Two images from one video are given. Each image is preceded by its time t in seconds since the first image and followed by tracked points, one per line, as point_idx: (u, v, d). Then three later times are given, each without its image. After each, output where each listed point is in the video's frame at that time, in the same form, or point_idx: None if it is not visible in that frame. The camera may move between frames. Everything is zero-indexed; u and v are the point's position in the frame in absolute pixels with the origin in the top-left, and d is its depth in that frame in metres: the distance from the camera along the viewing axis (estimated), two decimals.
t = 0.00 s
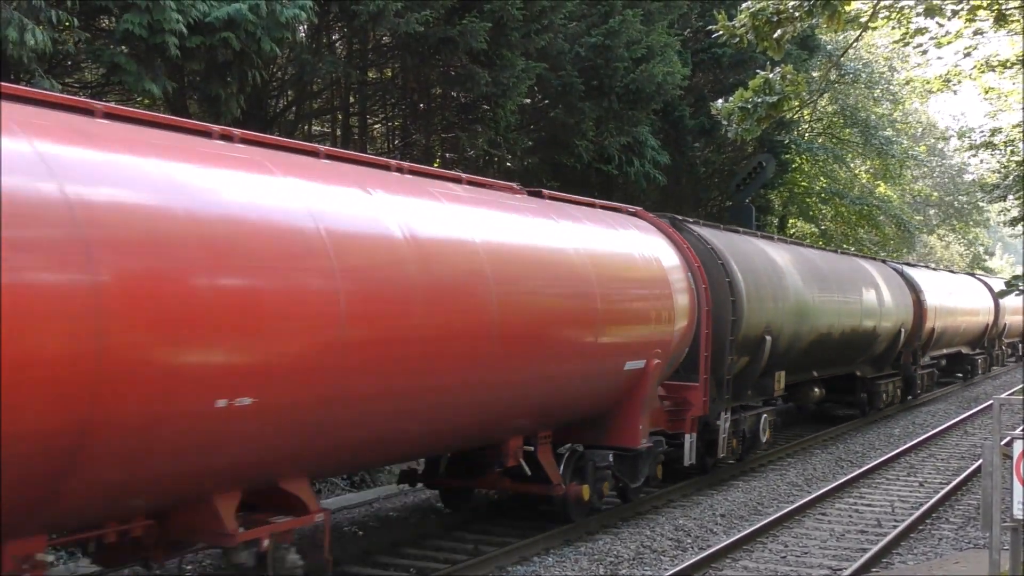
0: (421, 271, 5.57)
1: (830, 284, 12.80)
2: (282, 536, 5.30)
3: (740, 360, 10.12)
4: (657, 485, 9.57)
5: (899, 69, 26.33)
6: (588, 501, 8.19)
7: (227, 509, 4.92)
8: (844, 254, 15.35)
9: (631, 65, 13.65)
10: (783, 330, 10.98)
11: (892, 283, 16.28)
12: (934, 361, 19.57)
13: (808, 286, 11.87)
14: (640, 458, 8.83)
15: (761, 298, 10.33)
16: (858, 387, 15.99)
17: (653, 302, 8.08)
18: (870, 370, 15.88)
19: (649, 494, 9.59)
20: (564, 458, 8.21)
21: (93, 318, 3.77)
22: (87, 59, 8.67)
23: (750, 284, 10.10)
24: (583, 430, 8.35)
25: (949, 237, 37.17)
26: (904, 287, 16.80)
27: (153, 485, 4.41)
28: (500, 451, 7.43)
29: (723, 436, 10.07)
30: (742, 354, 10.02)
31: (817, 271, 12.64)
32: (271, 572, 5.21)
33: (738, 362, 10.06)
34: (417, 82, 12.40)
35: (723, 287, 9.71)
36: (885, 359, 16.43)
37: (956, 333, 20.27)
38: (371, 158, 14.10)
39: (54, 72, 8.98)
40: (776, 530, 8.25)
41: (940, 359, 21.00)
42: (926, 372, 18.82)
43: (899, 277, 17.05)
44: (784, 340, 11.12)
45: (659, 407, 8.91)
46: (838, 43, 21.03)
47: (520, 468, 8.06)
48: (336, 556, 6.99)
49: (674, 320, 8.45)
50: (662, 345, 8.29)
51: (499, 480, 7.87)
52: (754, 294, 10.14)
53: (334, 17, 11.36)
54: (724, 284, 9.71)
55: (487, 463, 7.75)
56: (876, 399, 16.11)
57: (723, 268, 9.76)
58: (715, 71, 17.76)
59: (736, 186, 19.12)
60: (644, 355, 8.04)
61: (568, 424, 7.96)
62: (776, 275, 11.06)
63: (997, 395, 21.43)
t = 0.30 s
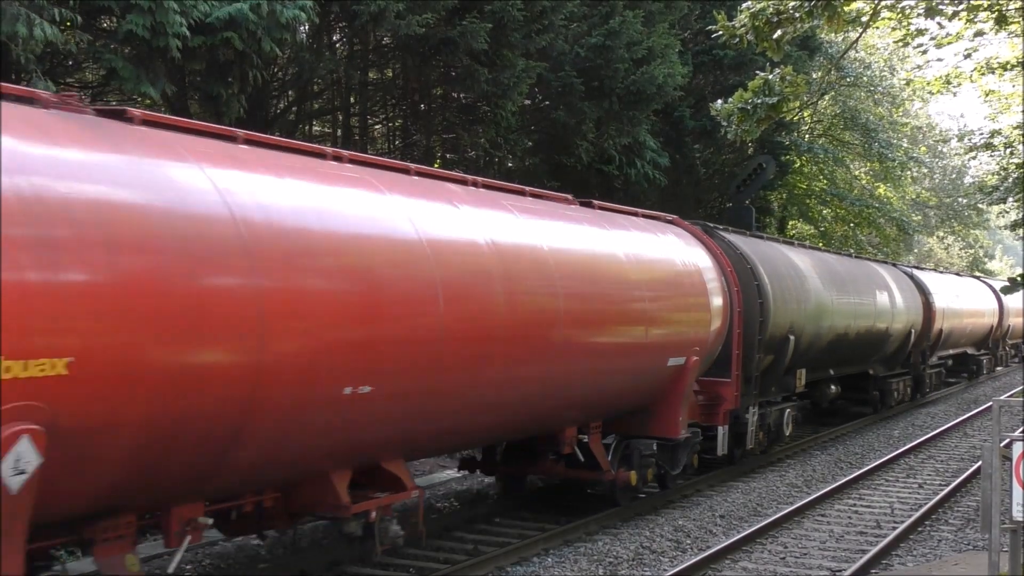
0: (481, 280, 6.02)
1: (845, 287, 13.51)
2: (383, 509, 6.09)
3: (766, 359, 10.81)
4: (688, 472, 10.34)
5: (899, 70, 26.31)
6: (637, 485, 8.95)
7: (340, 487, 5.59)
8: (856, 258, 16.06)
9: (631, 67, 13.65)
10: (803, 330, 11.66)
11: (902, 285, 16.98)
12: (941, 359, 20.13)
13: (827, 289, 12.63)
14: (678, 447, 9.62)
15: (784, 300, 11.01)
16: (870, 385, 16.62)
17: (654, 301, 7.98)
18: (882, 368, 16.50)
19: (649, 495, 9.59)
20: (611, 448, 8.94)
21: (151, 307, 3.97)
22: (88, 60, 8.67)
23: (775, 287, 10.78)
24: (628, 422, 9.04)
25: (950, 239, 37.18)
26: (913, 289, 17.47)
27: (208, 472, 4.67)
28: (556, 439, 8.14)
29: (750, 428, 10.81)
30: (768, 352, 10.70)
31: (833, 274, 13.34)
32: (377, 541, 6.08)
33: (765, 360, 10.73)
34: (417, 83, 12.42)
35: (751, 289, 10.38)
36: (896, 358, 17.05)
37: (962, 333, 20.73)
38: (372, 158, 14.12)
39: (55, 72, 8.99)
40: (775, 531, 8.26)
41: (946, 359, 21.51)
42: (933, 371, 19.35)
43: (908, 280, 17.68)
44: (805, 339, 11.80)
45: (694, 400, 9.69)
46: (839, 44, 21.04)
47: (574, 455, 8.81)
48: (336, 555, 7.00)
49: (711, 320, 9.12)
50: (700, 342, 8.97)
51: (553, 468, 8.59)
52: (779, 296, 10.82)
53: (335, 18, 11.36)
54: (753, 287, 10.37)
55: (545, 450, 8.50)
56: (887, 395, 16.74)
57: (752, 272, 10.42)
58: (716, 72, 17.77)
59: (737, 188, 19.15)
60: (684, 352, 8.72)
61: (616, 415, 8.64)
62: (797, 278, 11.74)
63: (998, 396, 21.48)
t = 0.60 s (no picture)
0: (549, 282, 6.74)
1: (863, 290, 14.13)
2: (467, 486, 6.90)
3: (791, 357, 11.46)
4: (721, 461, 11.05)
5: (903, 70, 26.24)
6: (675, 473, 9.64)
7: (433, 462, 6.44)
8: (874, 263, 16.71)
9: (635, 66, 13.66)
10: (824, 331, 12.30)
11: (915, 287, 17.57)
12: (951, 359, 20.64)
13: (846, 291, 13.34)
14: (714, 438, 10.26)
15: (807, 301, 11.65)
16: (884, 383, 17.19)
17: (656, 300, 8.01)
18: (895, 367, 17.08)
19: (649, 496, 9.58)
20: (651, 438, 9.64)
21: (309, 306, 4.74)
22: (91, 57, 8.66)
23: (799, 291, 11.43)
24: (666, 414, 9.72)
25: (952, 240, 37.18)
26: (925, 291, 18.07)
27: (335, 450, 5.43)
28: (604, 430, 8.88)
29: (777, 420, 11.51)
30: (792, 350, 11.35)
31: (850, 277, 13.97)
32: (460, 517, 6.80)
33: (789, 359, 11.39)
34: (420, 82, 12.40)
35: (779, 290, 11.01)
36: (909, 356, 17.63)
37: (971, 332, 21.11)
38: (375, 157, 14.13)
39: (58, 69, 8.99)
40: (776, 532, 8.25)
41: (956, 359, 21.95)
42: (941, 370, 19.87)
43: (920, 282, 18.28)
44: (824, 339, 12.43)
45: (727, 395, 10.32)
46: (842, 44, 21.03)
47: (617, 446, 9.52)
48: (336, 553, 6.98)
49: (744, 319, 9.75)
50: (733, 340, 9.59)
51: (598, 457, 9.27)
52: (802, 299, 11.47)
53: (339, 17, 11.36)
54: (780, 290, 11.02)
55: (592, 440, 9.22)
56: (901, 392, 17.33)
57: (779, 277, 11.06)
58: (719, 72, 17.77)
59: (739, 188, 19.15)
60: (720, 349, 9.35)
61: (655, 407, 9.28)
62: (818, 281, 12.38)
63: (999, 397, 21.54)
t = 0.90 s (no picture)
0: (604, 287, 7.42)
1: (879, 291, 14.68)
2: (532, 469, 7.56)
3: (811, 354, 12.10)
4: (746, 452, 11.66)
5: (903, 69, 26.23)
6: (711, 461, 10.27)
7: (503, 448, 7.05)
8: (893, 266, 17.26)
9: (635, 65, 13.69)
10: (841, 331, 12.88)
11: (925, 288, 17.96)
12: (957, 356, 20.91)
13: (862, 291, 13.86)
14: (744, 429, 10.92)
15: (826, 302, 12.28)
16: (894, 380, 17.63)
17: (651, 300, 8.02)
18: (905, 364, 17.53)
19: (648, 495, 9.57)
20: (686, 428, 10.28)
21: (416, 308, 5.49)
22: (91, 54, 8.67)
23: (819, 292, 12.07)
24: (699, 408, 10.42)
25: (952, 239, 37.20)
26: (935, 291, 18.47)
27: (429, 434, 6.14)
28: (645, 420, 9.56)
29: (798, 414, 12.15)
30: (812, 348, 12.00)
31: (866, 279, 14.48)
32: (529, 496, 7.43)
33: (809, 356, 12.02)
34: (420, 81, 12.39)
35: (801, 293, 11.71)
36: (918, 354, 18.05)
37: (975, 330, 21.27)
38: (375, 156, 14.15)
39: (58, 67, 8.99)
40: (775, 531, 8.26)
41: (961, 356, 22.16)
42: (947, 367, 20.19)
43: (930, 282, 18.68)
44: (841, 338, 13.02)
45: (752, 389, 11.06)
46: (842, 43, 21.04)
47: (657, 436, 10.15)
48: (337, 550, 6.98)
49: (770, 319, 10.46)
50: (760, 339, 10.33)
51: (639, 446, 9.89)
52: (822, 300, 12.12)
53: (338, 15, 11.36)
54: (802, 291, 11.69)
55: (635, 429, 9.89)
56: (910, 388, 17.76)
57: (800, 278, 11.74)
58: (719, 71, 17.80)
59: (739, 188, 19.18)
60: (748, 347, 10.09)
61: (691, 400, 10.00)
62: (837, 283, 12.99)
63: (998, 397, 21.58)
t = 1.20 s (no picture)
0: (651, 289, 7.95)
1: (896, 292, 14.92)
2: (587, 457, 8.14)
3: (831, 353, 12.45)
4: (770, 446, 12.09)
5: (904, 69, 26.21)
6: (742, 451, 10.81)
7: (566, 437, 7.71)
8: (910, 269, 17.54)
9: (636, 65, 13.70)
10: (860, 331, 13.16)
11: (936, 287, 18.11)
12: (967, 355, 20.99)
13: (879, 292, 14.07)
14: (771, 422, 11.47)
15: (846, 303, 12.62)
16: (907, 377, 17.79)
17: (654, 301, 7.99)
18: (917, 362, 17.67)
19: (650, 495, 9.57)
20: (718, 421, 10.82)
21: (499, 309, 6.17)
22: (92, 54, 8.68)
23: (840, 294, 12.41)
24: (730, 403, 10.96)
25: (953, 240, 37.16)
26: (946, 291, 18.63)
27: (508, 423, 6.80)
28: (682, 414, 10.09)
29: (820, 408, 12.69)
30: (832, 347, 12.36)
31: (883, 280, 14.74)
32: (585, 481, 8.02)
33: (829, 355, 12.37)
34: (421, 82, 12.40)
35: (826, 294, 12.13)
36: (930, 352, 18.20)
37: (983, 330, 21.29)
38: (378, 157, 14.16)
39: (59, 68, 9.00)
40: (777, 532, 8.26)
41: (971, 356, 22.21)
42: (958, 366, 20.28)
43: (941, 283, 18.81)
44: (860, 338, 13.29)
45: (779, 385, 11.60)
46: (843, 44, 21.05)
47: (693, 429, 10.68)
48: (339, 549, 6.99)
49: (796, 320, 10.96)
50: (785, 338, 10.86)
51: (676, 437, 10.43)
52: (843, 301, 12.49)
53: (339, 16, 11.37)
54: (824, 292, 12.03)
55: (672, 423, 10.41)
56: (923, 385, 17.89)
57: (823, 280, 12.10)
58: (720, 72, 17.81)
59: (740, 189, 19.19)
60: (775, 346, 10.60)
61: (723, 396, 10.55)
62: (856, 285, 13.30)
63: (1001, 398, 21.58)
